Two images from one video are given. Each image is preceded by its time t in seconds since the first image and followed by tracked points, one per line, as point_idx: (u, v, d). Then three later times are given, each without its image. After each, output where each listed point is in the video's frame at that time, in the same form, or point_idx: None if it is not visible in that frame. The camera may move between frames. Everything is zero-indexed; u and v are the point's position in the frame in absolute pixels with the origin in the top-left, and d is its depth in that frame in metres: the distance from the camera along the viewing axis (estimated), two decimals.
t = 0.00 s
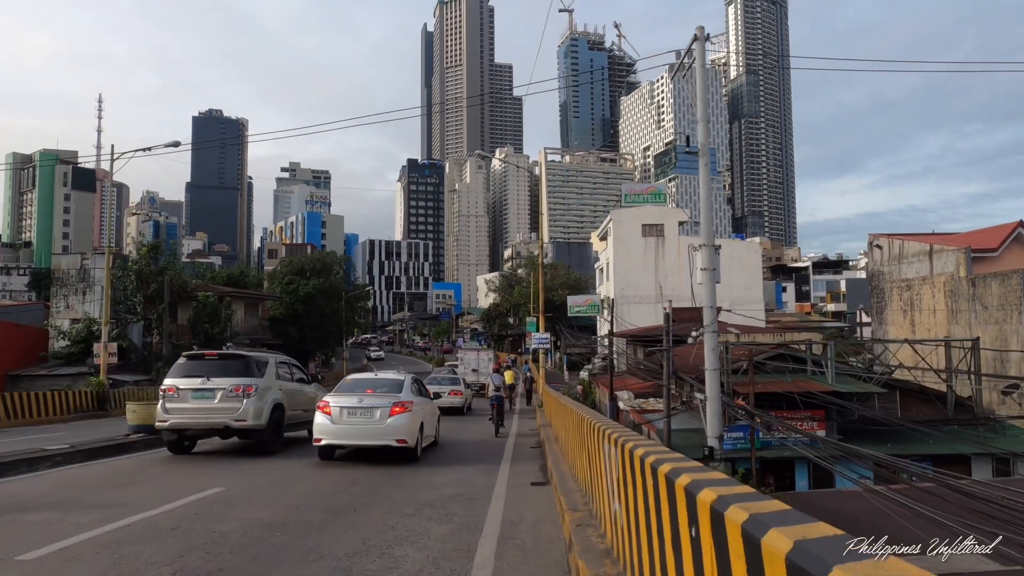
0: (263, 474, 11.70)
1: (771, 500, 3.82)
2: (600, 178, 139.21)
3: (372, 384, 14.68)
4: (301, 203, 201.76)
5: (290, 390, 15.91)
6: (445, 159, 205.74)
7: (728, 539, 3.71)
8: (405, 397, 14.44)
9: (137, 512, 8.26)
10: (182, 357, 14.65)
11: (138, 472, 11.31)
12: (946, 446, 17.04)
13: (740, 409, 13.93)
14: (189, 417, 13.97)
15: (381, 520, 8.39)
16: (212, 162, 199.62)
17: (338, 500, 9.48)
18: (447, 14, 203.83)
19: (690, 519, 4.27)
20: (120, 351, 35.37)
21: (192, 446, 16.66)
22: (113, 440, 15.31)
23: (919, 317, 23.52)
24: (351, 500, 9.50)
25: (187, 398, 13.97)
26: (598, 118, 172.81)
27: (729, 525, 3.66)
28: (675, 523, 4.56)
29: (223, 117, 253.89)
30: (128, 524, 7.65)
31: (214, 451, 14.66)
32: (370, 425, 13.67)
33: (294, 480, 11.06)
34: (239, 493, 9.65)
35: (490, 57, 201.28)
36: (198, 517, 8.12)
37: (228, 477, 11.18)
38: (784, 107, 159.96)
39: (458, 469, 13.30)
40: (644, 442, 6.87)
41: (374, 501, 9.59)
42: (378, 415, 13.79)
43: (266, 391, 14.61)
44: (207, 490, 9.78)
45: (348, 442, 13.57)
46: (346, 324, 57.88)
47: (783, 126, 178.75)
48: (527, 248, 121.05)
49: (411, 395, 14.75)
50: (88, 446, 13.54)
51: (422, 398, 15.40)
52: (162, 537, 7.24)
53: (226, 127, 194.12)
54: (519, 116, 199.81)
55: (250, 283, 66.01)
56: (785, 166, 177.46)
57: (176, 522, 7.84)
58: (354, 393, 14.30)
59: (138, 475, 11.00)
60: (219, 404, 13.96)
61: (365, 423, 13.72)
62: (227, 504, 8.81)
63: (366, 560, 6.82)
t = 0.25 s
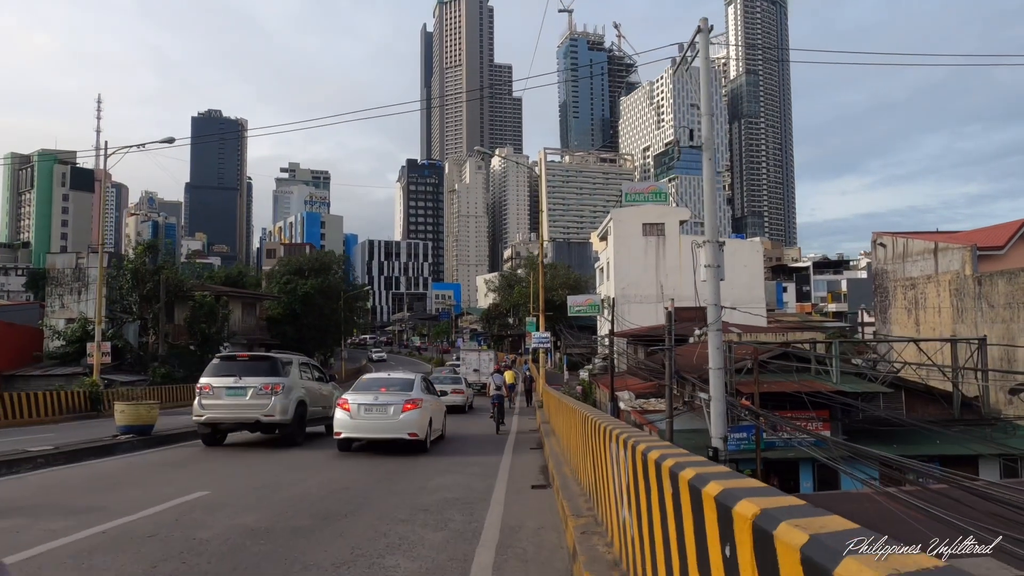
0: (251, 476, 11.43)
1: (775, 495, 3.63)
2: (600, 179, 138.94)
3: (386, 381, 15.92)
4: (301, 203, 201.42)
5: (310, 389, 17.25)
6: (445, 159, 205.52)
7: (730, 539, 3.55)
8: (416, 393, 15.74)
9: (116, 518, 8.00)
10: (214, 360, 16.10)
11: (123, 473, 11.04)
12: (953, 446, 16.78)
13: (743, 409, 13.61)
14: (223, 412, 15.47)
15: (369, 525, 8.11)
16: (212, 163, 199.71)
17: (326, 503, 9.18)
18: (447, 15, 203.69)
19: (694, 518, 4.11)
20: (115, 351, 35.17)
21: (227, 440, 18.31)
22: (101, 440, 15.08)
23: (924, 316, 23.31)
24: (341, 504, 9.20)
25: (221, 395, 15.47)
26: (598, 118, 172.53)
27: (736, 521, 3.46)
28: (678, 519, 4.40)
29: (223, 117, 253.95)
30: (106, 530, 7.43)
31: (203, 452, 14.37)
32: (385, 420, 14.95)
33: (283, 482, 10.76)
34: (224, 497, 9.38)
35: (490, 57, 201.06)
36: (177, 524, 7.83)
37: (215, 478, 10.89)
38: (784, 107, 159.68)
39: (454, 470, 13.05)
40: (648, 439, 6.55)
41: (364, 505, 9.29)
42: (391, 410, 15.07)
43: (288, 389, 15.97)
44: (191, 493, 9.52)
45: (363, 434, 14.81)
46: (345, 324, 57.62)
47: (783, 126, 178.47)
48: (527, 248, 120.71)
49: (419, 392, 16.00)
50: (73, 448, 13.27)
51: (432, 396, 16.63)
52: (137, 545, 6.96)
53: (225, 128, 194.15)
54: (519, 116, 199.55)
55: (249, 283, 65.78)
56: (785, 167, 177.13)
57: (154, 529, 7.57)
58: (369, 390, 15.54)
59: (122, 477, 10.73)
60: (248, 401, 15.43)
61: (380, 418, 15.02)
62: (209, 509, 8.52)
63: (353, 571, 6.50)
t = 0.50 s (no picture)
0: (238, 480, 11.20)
1: (791, 508, 3.37)
2: (600, 179, 138.75)
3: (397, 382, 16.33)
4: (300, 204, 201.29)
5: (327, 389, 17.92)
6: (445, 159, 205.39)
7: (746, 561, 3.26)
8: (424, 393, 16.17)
9: (88, 529, 7.75)
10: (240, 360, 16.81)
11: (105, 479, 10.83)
12: (959, 448, 16.56)
13: (746, 411, 13.34)
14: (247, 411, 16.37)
15: (354, 537, 7.85)
16: (212, 163, 199.59)
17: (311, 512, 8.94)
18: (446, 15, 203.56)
19: (702, 534, 3.87)
20: (111, 352, 34.99)
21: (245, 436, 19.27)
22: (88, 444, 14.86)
23: (928, 316, 23.10)
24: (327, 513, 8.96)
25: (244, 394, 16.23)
26: (598, 118, 172.31)
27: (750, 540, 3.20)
28: (688, 536, 4.11)
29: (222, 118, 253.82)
30: (75, 545, 7.12)
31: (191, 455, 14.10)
32: (393, 417, 15.29)
33: (269, 488, 10.53)
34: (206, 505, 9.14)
35: (489, 58, 200.95)
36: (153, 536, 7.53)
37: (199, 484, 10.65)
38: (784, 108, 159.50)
39: (449, 473, 12.81)
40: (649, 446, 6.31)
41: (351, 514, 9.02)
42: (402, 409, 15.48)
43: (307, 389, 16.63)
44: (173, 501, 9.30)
45: (374, 431, 15.15)
46: (343, 324, 57.41)
47: (783, 127, 178.28)
48: (526, 249, 120.43)
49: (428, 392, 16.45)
50: (57, 451, 13.03)
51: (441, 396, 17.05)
52: (106, 559, 6.69)
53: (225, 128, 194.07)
54: (519, 116, 199.38)
55: (247, 283, 65.55)
56: (785, 168, 176.88)
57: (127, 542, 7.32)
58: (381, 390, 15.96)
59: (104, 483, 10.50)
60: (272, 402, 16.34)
61: (391, 418, 15.35)
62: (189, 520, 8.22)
63: None
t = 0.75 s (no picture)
0: (224, 481, 10.79)
1: (798, 509, 3.19)
2: (600, 179, 138.55)
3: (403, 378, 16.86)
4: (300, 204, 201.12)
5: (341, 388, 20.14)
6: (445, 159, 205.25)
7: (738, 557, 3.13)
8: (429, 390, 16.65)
9: (59, 537, 7.40)
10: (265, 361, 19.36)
11: (85, 482, 10.45)
12: (967, 449, 16.29)
13: (750, 412, 13.05)
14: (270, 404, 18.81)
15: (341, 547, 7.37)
16: (211, 163, 199.58)
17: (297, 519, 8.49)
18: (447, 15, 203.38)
19: (704, 541, 3.65)
20: (106, 351, 34.76)
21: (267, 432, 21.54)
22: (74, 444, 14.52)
23: (932, 316, 22.91)
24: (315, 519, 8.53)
25: (265, 392, 18.88)
26: (598, 118, 172.12)
27: (742, 538, 3.08)
28: (684, 544, 3.94)
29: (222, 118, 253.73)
30: (43, 552, 6.80)
31: (179, 455, 13.74)
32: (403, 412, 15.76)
33: (256, 491, 10.10)
34: (187, 509, 8.77)
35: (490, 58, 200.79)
36: (126, 543, 7.21)
37: (182, 486, 10.26)
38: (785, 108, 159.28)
39: (444, 475, 12.56)
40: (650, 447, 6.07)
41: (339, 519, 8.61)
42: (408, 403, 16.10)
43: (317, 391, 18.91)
44: (153, 506, 8.92)
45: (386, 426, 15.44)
46: (342, 323, 57.20)
47: (784, 127, 177.98)
48: (526, 249, 120.15)
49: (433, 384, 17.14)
50: (37, 453, 12.70)
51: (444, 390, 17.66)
52: (73, 568, 6.38)
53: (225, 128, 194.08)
54: (519, 116, 199.15)
55: (246, 283, 65.34)
56: (785, 168, 176.58)
57: (95, 550, 6.91)
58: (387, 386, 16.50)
59: (82, 487, 10.11)
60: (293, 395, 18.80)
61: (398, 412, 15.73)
62: (167, 526, 7.91)
63: None
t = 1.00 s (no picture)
0: (210, 485, 10.51)
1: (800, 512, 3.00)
2: (599, 179, 138.24)
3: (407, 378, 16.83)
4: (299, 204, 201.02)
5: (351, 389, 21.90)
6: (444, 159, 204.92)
7: (740, 561, 2.96)
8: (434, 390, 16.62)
9: (27, 548, 7.10)
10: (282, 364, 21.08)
11: (66, 486, 10.17)
12: (974, 450, 16.06)
13: (753, 413, 12.76)
14: (289, 405, 20.59)
15: (324, 558, 7.02)
16: (211, 163, 199.59)
17: (282, 527, 8.18)
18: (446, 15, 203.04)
19: (703, 545, 3.45)
20: (101, 351, 34.51)
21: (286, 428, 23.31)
22: (60, 446, 14.29)
23: (937, 315, 22.70)
24: (300, 527, 8.22)
25: (285, 392, 20.58)
26: (598, 118, 171.80)
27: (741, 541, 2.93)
28: (679, 544, 3.80)
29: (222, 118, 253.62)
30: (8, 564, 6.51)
31: (167, 457, 13.47)
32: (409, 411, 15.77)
33: (242, 496, 9.81)
34: (169, 516, 8.49)
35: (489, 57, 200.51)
36: (99, 554, 6.93)
37: (166, 491, 9.97)
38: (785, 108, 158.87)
39: (439, 477, 12.30)
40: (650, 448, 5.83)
41: (326, 528, 8.30)
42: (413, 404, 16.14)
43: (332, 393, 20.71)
44: (132, 513, 8.63)
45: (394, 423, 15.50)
46: (340, 323, 56.95)
47: (784, 127, 177.49)
48: (526, 248, 119.87)
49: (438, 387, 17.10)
50: (20, 455, 12.43)
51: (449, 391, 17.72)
52: None
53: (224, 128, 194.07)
54: (519, 116, 198.81)
55: (244, 282, 65.18)
56: (786, 168, 176.05)
57: (64, 563, 6.59)
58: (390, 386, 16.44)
59: (61, 492, 9.83)
60: (310, 396, 20.61)
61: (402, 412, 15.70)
62: (142, 535, 7.61)
63: None
